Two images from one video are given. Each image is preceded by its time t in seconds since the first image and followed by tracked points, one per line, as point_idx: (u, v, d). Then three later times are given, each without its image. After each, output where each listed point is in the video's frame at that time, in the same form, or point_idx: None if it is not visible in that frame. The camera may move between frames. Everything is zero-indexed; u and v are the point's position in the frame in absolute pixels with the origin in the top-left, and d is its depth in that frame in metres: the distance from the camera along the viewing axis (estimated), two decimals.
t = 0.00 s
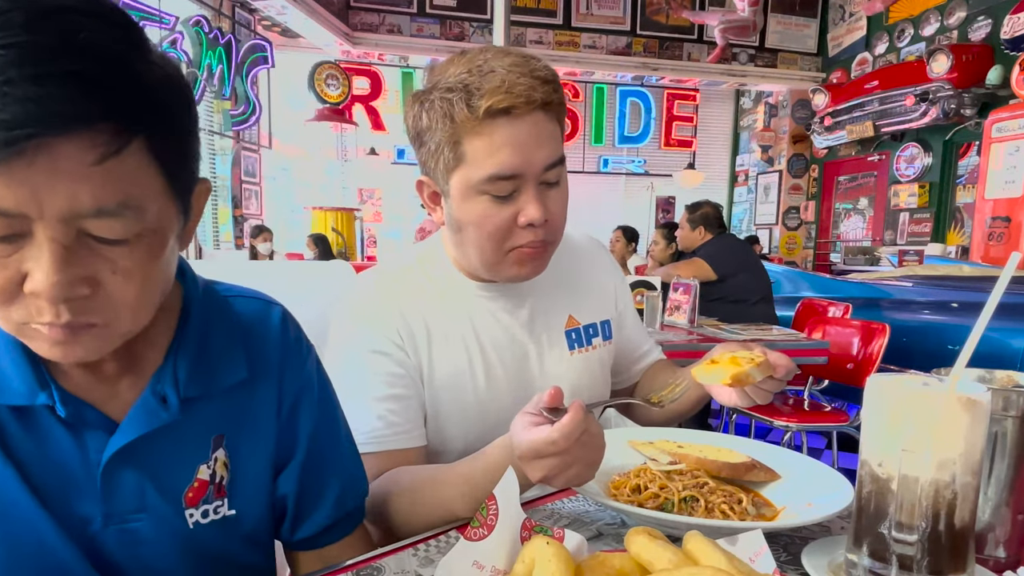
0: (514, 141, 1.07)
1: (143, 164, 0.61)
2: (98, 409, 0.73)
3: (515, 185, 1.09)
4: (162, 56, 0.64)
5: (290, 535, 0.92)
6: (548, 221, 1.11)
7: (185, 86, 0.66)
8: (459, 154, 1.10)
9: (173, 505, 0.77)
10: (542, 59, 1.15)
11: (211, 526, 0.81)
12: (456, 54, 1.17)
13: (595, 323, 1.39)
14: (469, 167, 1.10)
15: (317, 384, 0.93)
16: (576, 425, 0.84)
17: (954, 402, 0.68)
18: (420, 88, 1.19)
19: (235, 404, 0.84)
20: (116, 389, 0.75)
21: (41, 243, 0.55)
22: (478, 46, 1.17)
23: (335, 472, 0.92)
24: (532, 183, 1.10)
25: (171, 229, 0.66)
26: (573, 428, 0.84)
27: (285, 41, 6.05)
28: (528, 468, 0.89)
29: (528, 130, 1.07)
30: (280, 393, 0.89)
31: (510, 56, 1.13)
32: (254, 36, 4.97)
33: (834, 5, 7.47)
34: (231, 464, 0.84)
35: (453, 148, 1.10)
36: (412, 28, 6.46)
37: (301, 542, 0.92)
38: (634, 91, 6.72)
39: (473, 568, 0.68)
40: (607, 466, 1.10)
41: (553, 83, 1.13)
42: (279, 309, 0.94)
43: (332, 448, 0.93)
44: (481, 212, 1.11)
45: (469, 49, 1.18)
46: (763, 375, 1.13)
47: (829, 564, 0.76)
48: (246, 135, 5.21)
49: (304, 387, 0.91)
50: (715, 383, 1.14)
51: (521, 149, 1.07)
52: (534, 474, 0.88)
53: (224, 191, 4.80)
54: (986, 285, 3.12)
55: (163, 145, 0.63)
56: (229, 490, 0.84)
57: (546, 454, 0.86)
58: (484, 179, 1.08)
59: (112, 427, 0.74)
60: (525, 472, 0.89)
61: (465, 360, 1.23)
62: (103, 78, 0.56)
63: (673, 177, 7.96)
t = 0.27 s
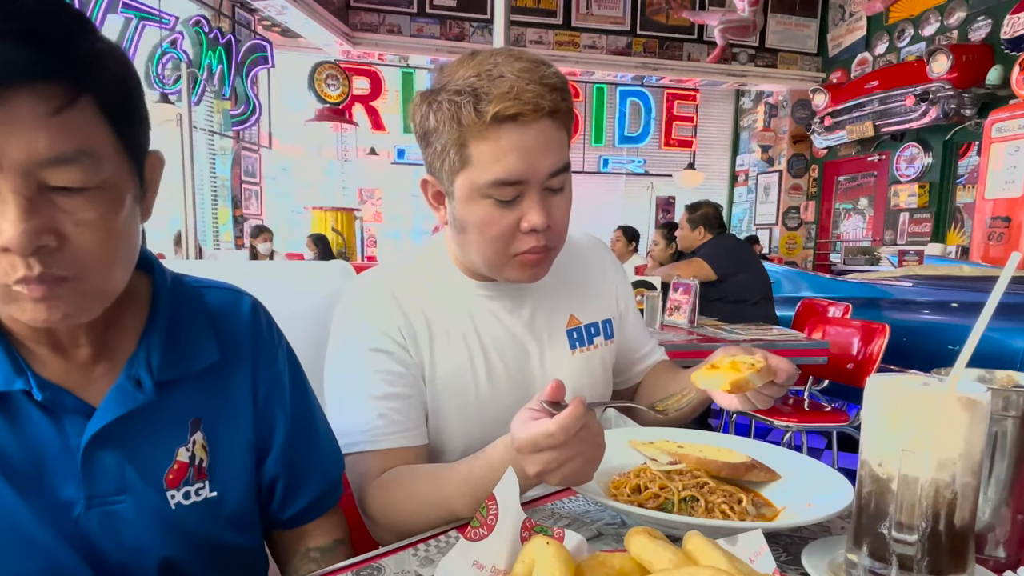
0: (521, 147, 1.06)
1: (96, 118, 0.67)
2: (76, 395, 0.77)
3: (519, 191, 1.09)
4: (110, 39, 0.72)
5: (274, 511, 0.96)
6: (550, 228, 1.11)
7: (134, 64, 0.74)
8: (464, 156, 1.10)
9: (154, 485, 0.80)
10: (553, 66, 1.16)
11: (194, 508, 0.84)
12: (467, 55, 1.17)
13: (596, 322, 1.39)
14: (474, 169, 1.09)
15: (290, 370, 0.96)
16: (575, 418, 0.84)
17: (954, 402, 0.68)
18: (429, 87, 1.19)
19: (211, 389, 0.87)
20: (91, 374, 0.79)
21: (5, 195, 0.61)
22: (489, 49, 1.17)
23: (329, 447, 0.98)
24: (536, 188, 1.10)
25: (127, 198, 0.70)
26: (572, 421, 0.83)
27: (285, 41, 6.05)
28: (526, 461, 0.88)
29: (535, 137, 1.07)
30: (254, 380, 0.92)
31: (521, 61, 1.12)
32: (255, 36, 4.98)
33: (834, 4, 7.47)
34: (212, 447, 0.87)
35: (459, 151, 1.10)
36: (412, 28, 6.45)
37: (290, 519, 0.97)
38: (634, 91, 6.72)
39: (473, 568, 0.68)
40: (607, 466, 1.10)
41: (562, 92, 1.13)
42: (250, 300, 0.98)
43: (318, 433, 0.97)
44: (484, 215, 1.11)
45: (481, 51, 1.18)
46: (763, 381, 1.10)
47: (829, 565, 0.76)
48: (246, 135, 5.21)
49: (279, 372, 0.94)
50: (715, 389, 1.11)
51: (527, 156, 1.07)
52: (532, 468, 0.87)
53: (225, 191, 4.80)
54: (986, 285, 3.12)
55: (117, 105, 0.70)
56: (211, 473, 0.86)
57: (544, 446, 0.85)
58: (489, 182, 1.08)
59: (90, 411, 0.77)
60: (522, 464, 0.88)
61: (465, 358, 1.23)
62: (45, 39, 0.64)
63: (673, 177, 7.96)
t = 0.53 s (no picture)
0: (524, 145, 1.06)
1: (77, 99, 0.70)
2: (67, 386, 0.77)
3: (522, 190, 1.09)
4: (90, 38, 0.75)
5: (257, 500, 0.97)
6: (551, 229, 1.10)
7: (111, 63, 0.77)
8: (468, 153, 1.10)
9: (147, 473, 0.80)
10: (562, 71, 1.16)
11: (186, 494, 0.84)
12: (478, 55, 1.17)
13: (596, 323, 1.39)
14: (477, 166, 1.09)
15: (271, 362, 0.98)
16: (577, 410, 0.84)
17: (954, 402, 0.68)
18: (438, 85, 1.19)
19: (198, 381, 0.88)
20: (80, 366, 0.80)
21: None
22: (501, 51, 1.18)
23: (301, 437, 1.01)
24: (538, 189, 1.09)
25: (109, 179, 0.73)
26: (575, 412, 0.84)
27: (285, 41, 6.05)
28: (527, 451, 0.88)
29: (540, 137, 1.07)
30: (238, 373, 0.94)
31: (531, 64, 1.13)
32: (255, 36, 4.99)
33: (834, 5, 7.47)
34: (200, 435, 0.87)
35: (463, 148, 1.10)
36: (412, 28, 6.45)
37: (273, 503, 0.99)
38: (634, 91, 6.73)
39: (473, 568, 0.68)
40: (607, 466, 1.10)
41: (569, 97, 1.13)
42: (230, 296, 1.00)
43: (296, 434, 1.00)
44: (486, 214, 1.11)
45: (492, 52, 1.18)
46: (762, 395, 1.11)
47: (829, 564, 0.76)
48: (246, 135, 5.21)
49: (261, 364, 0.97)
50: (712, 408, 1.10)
51: (531, 156, 1.06)
52: (533, 459, 0.87)
53: (224, 191, 4.80)
54: (985, 284, 3.12)
55: (94, 91, 0.72)
56: (200, 460, 0.86)
57: (546, 437, 0.85)
58: (492, 181, 1.08)
59: (82, 402, 0.78)
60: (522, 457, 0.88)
61: (466, 358, 1.23)
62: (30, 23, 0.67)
63: (673, 178, 7.96)
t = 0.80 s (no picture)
0: (522, 142, 1.06)
1: (91, 99, 0.77)
2: (59, 382, 0.78)
3: (519, 189, 1.09)
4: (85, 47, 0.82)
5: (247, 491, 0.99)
6: (549, 227, 1.10)
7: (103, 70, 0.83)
8: (466, 151, 1.10)
9: (139, 468, 0.81)
10: (561, 71, 1.16)
11: (178, 489, 0.85)
12: (478, 53, 1.18)
13: (597, 324, 1.39)
14: (475, 163, 1.09)
15: (261, 358, 1.01)
16: (572, 408, 0.84)
17: (954, 403, 0.68)
18: (438, 83, 1.19)
19: (188, 377, 0.90)
20: (73, 362, 0.81)
21: (27, 157, 0.70)
22: (500, 50, 1.18)
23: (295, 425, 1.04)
24: (537, 187, 1.09)
25: (118, 187, 0.80)
26: (571, 411, 0.84)
27: (285, 42, 6.05)
28: (524, 450, 0.88)
29: (537, 135, 1.07)
30: (228, 369, 0.96)
31: (529, 63, 1.13)
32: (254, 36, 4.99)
33: (834, 5, 7.46)
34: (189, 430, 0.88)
35: (461, 145, 1.10)
36: (412, 28, 6.45)
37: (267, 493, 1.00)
38: (634, 91, 6.73)
39: (472, 568, 0.68)
40: (606, 466, 1.10)
41: (568, 96, 1.13)
42: (219, 296, 1.02)
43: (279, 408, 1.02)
44: (484, 211, 1.10)
45: (492, 51, 1.19)
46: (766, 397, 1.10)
47: (829, 564, 0.76)
48: (246, 135, 5.21)
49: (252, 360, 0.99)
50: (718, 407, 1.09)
51: (528, 154, 1.06)
52: (529, 458, 0.87)
53: (224, 191, 4.80)
54: (985, 284, 3.12)
55: (98, 91, 0.80)
56: (190, 455, 0.87)
57: (542, 435, 0.85)
58: (489, 178, 1.07)
59: (74, 398, 0.79)
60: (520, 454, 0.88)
61: (465, 358, 1.23)
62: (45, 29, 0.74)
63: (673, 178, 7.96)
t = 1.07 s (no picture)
0: (501, 113, 1.08)
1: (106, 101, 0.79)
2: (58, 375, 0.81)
3: (503, 159, 1.10)
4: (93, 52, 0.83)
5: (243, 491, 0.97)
6: (540, 196, 1.10)
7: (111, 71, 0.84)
8: (450, 134, 1.12)
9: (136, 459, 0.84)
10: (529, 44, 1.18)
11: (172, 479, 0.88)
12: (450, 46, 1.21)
13: (601, 325, 1.38)
14: (460, 142, 1.11)
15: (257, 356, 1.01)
16: (578, 405, 0.84)
17: (954, 402, 0.68)
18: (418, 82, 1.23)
19: (183, 373, 0.91)
20: (71, 357, 0.84)
21: (50, 151, 0.71)
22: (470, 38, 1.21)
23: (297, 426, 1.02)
24: (522, 156, 1.10)
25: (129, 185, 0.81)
26: (576, 407, 0.84)
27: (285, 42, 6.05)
28: (526, 447, 0.88)
29: (515, 104, 1.09)
30: (222, 364, 0.97)
31: (497, 41, 1.16)
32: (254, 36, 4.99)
33: (834, 5, 7.46)
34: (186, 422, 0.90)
35: (446, 128, 1.12)
36: (412, 28, 6.45)
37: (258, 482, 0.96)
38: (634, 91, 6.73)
39: (473, 568, 0.68)
40: (606, 467, 1.10)
41: (540, 64, 1.15)
42: (214, 293, 1.02)
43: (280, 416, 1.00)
44: (473, 189, 1.11)
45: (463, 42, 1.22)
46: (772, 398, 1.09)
47: (829, 565, 0.76)
48: (246, 135, 5.21)
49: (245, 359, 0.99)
50: (725, 407, 1.09)
51: (509, 124, 1.08)
52: (532, 455, 0.87)
53: (224, 191, 4.80)
54: (985, 284, 3.13)
55: (111, 92, 0.81)
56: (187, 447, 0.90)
57: (545, 433, 0.85)
58: (475, 152, 1.09)
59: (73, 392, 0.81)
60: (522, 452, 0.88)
61: (466, 357, 1.23)
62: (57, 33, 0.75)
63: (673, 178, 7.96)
